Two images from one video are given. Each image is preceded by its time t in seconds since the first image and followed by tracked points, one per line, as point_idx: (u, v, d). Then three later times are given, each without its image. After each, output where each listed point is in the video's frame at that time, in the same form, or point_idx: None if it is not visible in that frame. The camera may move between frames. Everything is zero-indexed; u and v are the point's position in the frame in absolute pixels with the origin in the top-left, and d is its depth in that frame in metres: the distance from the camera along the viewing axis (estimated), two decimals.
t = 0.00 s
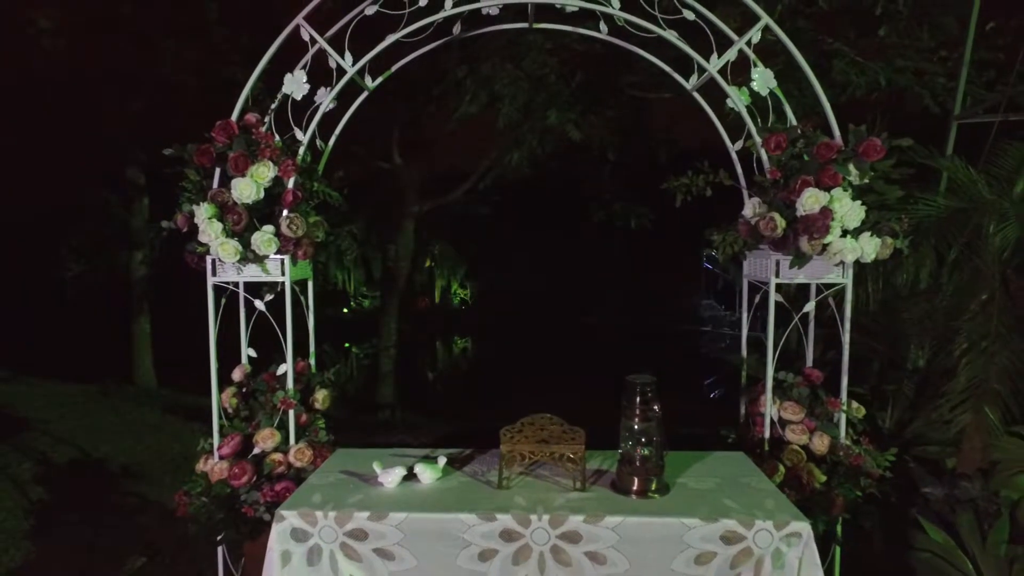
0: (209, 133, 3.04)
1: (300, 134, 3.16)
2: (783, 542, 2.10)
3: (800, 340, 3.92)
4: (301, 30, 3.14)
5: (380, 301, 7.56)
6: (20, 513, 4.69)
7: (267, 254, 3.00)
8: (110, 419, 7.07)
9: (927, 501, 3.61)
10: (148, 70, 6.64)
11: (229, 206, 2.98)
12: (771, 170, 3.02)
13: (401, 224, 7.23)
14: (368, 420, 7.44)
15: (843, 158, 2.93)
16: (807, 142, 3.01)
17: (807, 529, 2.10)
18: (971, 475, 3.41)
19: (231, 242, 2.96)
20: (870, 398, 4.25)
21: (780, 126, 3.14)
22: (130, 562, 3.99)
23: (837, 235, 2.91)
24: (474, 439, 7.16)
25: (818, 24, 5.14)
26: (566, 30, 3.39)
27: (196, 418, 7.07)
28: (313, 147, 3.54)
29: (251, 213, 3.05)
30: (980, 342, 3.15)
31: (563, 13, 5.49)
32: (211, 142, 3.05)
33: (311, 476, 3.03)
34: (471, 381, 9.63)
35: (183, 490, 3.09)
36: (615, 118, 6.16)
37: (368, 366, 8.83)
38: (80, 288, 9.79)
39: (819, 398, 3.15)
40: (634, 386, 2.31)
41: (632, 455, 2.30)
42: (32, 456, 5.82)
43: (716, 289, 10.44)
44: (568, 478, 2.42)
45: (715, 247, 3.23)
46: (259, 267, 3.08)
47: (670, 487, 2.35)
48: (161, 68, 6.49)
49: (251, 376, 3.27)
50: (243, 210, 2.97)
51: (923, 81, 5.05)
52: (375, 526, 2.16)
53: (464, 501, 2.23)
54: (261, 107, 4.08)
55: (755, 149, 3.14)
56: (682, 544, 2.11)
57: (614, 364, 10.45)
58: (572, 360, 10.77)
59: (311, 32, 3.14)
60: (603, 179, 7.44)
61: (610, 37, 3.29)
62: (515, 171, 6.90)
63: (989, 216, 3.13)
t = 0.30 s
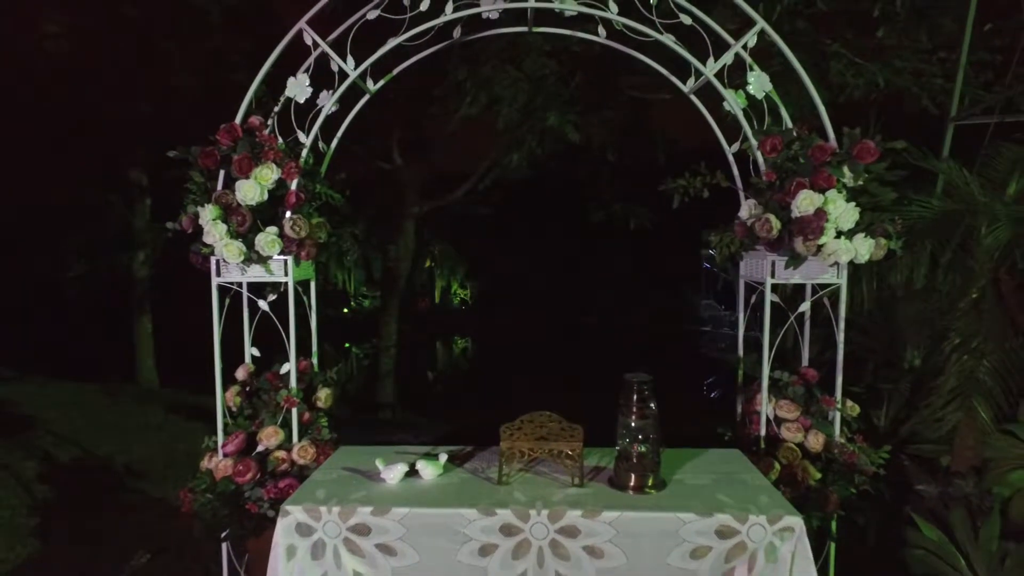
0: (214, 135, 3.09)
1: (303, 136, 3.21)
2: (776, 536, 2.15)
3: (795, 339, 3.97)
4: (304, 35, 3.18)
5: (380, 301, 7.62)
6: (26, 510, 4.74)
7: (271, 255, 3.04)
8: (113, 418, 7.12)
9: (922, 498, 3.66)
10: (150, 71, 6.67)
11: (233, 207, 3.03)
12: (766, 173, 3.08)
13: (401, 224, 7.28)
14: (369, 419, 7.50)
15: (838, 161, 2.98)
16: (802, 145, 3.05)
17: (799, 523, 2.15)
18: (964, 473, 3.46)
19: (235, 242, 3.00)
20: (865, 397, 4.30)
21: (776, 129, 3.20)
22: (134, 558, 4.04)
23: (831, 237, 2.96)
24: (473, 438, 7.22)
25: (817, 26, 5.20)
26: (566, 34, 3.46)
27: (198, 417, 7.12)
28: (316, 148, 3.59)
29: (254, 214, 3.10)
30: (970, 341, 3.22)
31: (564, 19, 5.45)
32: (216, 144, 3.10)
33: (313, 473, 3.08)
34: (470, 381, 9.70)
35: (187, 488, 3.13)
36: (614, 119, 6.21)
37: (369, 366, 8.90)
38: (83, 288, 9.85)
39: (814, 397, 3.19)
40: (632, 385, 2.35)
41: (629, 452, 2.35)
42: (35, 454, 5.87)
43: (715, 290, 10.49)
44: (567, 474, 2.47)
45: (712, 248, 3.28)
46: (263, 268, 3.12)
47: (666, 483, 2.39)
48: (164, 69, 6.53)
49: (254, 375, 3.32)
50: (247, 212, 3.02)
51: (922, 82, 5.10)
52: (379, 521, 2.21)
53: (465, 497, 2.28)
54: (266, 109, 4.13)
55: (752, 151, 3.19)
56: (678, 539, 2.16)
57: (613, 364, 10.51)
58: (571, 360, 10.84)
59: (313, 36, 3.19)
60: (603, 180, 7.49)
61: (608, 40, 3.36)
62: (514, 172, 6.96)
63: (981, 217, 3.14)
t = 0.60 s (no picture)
0: (223, 140, 3.17)
1: (309, 140, 3.29)
2: (768, 528, 2.23)
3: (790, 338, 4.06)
4: (310, 41, 3.26)
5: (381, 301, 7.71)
6: (36, 507, 4.83)
7: (278, 256, 3.12)
8: (118, 416, 7.21)
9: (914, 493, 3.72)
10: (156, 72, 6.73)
11: (241, 209, 3.10)
12: (761, 176, 3.16)
13: (403, 225, 7.37)
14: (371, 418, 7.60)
15: (830, 165, 3.06)
16: (796, 149, 3.14)
17: (790, 515, 2.23)
18: (956, 469, 3.53)
19: (244, 244, 3.08)
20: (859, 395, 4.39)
21: (771, 133, 3.28)
22: (143, 553, 4.12)
23: (824, 238, 3.04)
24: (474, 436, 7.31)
25: (815, 29, 5.29)
26: (566, 40, 3.54)
27: (202, 416, 7.21)
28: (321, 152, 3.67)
29: (262, 217, 3.18)
30: (959, 339, 3.31)
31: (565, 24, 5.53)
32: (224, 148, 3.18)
33: (320, 469, 3.17)
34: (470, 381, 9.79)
35: (197, 483, 3.21)
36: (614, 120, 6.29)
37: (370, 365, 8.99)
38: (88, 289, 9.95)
39: (808, 394, 3.27)
40: (630, 383, 2.43)
41: (627, 447, 2.43)
42: (43, 451, 5.96)
43: (714, 290, 10.58)
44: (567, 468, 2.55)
45: (708, 249, 3.36)
46: (270, 268, 3.20)
47: (663, 477, 2.48)
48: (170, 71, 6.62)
49: (261, 373, 3.41)
50: (255, 214, 3.09)
51: (919, 84, 5.18)
52: (385, 513, 2.28)
53: (468, 489, 2.36)
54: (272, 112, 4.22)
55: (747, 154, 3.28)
56: (673, 529, 2.24)
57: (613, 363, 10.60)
58: (571, 360, 10.93)
59: (319, 43, 3.27)
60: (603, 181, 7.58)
61: (608, 46, 3.43)
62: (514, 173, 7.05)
63: (972, 216, 3.21)
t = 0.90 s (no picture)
0: (233, 143, 3.24)
1: (317, 144, 3.36)
2: (763, 519, 2.31)
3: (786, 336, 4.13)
4: (317, 48, 3.32)
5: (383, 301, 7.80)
6: (46, 502, 4.92)
7: (286, 257, 3.20)
8: (124, 415, 7.29)
9: (908, 489, 3.80)
10: (161, 74, 6.79)
11: (251, 212, 3.18)
12: (757, 179, 3.24)
13: (405, 225, 7.44)
14: (373, 417, 7.68)
15: (825, 168, 3.14)
16: (792, 152, 3.22)
17: (784, 506, 2.31)
18: (949, 465, 3.60)
19: (253, 245, 3.16)
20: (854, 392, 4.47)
21: (767, 137, 3.36)
22: (153, 547, 4.21)
23: (819, 239, 3.11)
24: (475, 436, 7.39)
25: (814, 31, 5.35)
26: (568, 45, 3.61)
27: (207, 415, 7.29)
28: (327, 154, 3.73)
29: (271, 219, 3.26)
30: (952, 338, 3.38)
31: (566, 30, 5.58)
32: (234, 151, 3.25)
33: (327, 464, 3.24)
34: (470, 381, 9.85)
35: (208, 478, 3.29)
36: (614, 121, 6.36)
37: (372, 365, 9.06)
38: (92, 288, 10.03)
39: (804, 392, 3.36)
40: (630, 380, 2.51)
41: (627, 442, 2.50)
42: (51, 449, 6.05)
43: (715, 290, 10.63)
44: (569, 462, 2.63)
45: (706, 249, 3.44)
46: (279, 269, 3.28)
47: (662, 470, 2.55)
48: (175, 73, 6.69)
49: (269, 371, 3.49)
50: (264, 216, 3.16)
51: (917, 85, 5.23)
52: (393, 505, 2.36)
53: (474, 483, 2.44)
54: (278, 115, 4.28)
55: (743, 158, 3.36)
56: (671, 521, 2.32)
57: (613, 364, 10.67)
58: (571, 360, 11.01)
59: (326, 49, 3.32)
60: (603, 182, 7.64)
61: (608, 52, 3.50)
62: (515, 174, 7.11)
63: (961, 221, 3.32)
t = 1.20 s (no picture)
0: (247, 148, 3.35)
1: (327, 148, 3.46)
2: (757, 507, 2.43)
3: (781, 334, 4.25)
4: (328, 55, 3.43)
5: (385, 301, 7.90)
6: (60, 497, 5.03)
7: (298, 258, 3.31)
8: (132, 413, 7.41)
9: (900, 484, 3.90)
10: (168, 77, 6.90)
11: (264, 214, 3.29)
12: (754, 182, 3.35)
13: (407, 226, 7.54)
14: (376, 416, 7.79)
15: (818, 171, 3.25)
16: (787, 156, 3.33)
17: (778, 495, 2.42)
18: (940, 459, 3.71)
19: (267, 247, 3.27)
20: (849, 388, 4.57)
21: (764, 141, 3.47)
22: (166, 541, 4.33)
23: (813, 241, 3.21)
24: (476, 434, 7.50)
25: (812, 34, 5.44)
26: (570, 52, 3.71)
27: (213, 413, 7.40)
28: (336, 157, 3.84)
29: (283, 221, 3.36)
30: (943, 336, 3.49)
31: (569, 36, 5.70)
32: (248, 156, 3.36)
33: (337, 458, 3.35)
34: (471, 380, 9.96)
35: (222, 471, 3.39)
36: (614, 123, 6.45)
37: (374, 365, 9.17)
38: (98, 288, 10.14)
39: (799, 388, 3.47)
40: (630, 375, 2.63)
41: (627, 435, 2.62)
42: (61, 446, 6.16)
43: (714, 290, 10.74)
44: (572, 455, 2.74)
45: (704, 250, 3.55)
46: (290, 269, 3.38)
47: (661, 462, 2.66)
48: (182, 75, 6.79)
49: (280, 369, 3.59)
50: (277, 218, 3.27)
51: (913, 88, 5.34)
52: (405, 494, 2.48)
53: (481, 473, 2.55)
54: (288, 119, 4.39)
55: (740, 162, 3.47)
56: (670, 509, 2.43)
57: (612, 364, 10.78)
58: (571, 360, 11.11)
59: (337, 57, 3.44)
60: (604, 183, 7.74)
61: (609, 58, 3.61)
62: (517, 175, 7.21)
63: (950, 223, 3.45)
